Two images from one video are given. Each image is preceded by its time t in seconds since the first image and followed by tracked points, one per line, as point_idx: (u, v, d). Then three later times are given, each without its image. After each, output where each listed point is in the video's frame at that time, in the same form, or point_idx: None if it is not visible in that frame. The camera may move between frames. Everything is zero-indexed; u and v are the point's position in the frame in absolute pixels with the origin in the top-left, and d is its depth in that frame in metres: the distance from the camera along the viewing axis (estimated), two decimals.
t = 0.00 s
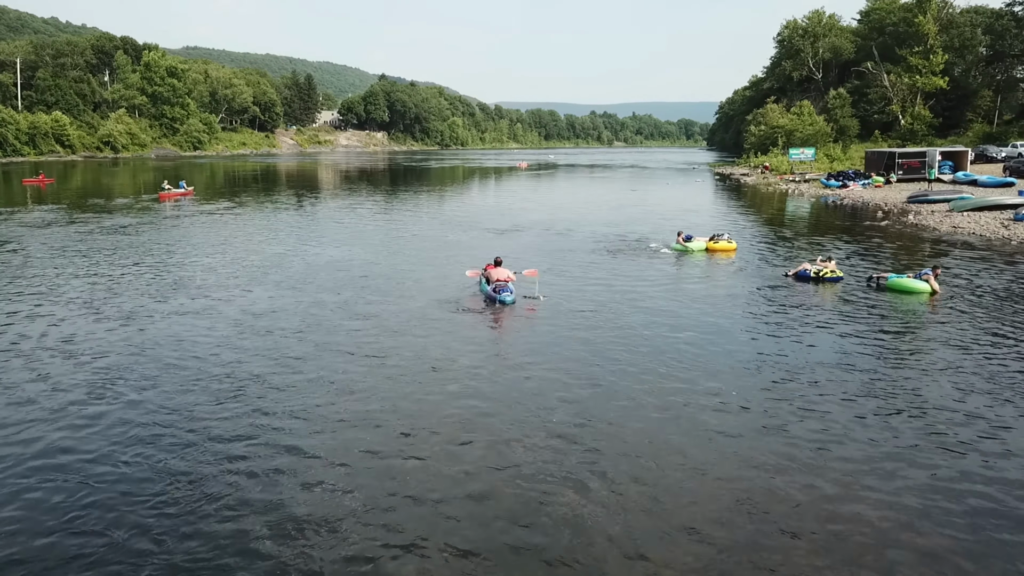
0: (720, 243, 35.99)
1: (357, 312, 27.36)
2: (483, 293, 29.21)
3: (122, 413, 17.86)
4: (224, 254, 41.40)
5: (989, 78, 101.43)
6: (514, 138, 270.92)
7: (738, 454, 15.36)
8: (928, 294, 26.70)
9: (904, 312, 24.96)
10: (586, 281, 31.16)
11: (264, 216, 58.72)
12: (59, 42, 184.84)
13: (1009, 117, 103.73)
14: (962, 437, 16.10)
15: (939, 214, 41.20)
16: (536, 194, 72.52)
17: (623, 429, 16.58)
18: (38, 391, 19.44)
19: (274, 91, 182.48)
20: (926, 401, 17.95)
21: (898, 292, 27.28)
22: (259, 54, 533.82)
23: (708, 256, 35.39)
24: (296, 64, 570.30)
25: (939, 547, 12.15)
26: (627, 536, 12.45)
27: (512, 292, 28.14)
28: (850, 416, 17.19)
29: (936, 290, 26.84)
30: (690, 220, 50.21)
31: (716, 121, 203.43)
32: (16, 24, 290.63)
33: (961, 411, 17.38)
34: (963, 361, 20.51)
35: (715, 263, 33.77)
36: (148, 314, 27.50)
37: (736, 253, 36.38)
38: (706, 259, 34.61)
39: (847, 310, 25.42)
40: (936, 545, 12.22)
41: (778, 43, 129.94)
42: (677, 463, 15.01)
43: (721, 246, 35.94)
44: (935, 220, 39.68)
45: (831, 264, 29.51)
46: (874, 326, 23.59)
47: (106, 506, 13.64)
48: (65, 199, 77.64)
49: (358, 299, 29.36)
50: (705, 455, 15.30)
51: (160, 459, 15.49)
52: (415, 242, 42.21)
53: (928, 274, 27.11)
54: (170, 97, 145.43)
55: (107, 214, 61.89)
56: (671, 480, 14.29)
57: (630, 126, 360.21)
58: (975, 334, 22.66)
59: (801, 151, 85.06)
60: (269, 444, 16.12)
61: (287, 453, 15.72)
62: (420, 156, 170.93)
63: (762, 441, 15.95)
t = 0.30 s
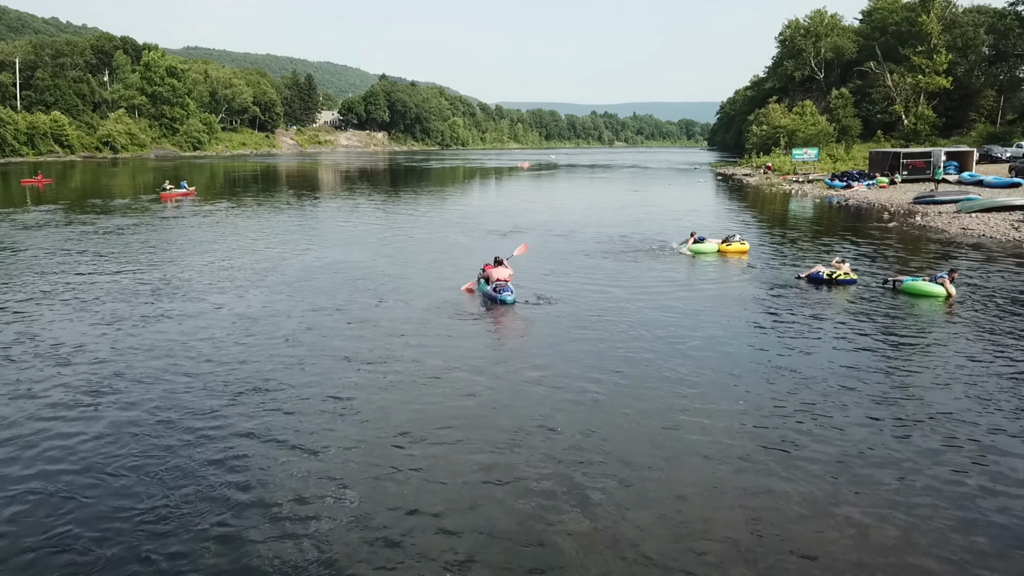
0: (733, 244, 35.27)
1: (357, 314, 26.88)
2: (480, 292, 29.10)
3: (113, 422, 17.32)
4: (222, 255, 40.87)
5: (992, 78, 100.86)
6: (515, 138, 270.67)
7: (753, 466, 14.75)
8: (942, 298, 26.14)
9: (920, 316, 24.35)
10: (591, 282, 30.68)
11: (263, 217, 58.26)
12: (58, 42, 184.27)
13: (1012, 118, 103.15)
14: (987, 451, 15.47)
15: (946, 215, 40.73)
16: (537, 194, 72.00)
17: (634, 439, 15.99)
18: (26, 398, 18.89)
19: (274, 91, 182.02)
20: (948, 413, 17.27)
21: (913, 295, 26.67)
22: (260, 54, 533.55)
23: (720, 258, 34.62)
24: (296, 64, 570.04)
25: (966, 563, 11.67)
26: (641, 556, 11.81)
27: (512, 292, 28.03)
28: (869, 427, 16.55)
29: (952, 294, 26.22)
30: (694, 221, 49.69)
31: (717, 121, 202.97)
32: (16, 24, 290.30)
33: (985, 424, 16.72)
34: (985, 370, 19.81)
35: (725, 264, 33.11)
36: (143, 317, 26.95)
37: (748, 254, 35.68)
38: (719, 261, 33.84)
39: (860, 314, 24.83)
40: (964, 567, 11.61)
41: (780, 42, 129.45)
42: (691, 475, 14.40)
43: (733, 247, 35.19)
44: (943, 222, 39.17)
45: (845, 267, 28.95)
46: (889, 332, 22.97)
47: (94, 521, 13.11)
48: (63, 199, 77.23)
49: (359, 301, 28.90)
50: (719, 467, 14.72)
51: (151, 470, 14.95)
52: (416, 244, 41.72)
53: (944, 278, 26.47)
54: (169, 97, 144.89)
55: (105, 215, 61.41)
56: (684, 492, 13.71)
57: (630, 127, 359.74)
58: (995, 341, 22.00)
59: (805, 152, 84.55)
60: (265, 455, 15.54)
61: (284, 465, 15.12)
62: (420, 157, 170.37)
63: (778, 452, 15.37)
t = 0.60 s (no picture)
0: (743, 246, 34.68)
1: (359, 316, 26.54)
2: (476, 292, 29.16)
3: (108, 428, 16.98)
4: (222, 256, 40.54)
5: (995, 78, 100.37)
6: (515, 138, 270.33)
7: (765, 478, 14.40)
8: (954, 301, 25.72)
9: (931, 320, 23.96)
10: (595, 284, 30.35)
11: (263, 217, 57.95)
12: (58, 41, 183.89)
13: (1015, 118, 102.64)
14: (1004, 462, 15.15)
15: (952, 216, 40.36)
16: (539, 194, 71.60)
17: (642, 449, 15.63)
18: (20, 403, 18.55)
19: (274, 91, 181.65)
20: (962, 424, 16.87)
21: (926, 299, 26.25)
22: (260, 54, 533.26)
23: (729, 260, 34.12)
24: (297, 64, 569.80)
25: None
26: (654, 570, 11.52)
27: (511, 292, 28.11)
28: (881, 436, 16.27)
29: (965, 297, 25.78)
30: (697, 221, 49.33)
31: (718, 121, 202.57)
32: (15, 24, 289.97)
33: (1000, 434, 16.40)
34: (998, 378, 19.41)
35: (733, 266, 32.67)
36: (142, 318, 26.67)
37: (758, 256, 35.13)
38: (727, 263, 33.37)
39: (869, 319, 24.43)
40: None
41: (782, 42, 129.04)
42: (702, 488, 14.04)
43: (743, 249, 34.64)
44: (949, 223, 38.80)
45: (858, 269, 28.55)
46: (899, 337, 22.57)
47: (88, 531, 12.78)
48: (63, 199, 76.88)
49: (360, 302, 28.56)
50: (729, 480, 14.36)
51: (146, 478, 14.62)
52: (417, 245, 41.37)
53: (958, 281, 26.03)
54: (169, 97, 144.40)
55: (104, 215, 61.04)
56: (693, 505, 13.38)
57: (630, 127, 359.33)
58: (1007, 345, 21.67)
59: (807, 152, 84.17)
60: (263, 464, 15.19)
61: (284, 475, 14.78)
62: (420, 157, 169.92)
63: (790, 463, 15.01)
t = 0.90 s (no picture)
0: (756, 247, 34.35)
1: (359, 316, 26.20)
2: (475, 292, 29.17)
3: (107, 430, 16.72)
4: (220, 257, 40.10)
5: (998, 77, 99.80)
6: (516, 138, 269.81)
7: (777, 485, 14.00)
8: (966, 303, 25.29)
9: (943, 323, 23.53)
10: (599, 285, 30.02)
11: (263, 218, 57.55)
12: (56, 40, 183.15)
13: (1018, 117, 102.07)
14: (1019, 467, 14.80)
15: (959, 216, 39.95)
16: (540, 195, 71.22)
17: (650, 454, 15.21)
18: (12, 407, 18.14)
19: (274, 91, 181.25)
20: (976, 428, 16.46)
21: (939, 302, 25.81)
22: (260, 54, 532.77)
23: (744, 261, 33.72)
24: (297, 64, 569.30)
25: None
26: None
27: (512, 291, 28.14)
28: (893, 439, 15.92)
29: (981, 300, 25.30)
30: (700, 222, 48.88)
31: (718, 121, 202.00)
32: (16, 24, 289.65)
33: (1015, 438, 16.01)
34: (1011, 381, 18.99)
35: (746, 268, 32.19)
36: (143, 318, 26.40)
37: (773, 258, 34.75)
38: (742, 264, 32.92)
39: (877, 321, 23.99)
40: None
41: (783, 41, 128.57)
42: (713, 495, 13.64)
43: (757, 250, 34.36)
44: (957, 223, 38.37)
45: (873, 270, 28.12)
46: (908, 339, 22.14)
47: (81, 543, 12.40)
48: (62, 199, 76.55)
49: (361, 303, 28.22)
50: (741, 486, 13.95)
51: (143, 487, 14.23)
52: (418, 246, 41.02)
53: (972, 283, 25.57)
54: (169, 96, 143.88)
55: (104, 216, 60.67)
56: (701, 513, 13.03)
57: (631, 126, 358.90)
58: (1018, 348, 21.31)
59: (810, 152, 83.70)
60: (264, 468, 14.94)
61: (282, 483, 14.37)
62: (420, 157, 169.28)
63: (803, 469, 14.61)
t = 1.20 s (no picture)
0: (768, 249, 33.98)
1: (362, 319, 25.84)
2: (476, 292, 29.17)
3: (106, 437, 16.43)
4: (220, 258, 39.72)
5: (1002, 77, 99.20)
6: (517, 138, 269.32)
7: (793, 501, 13.60)
8: (982, 307, 24.87)
9: (956, 327, 23.18)
10: (605, 286, 29.67)
11: (263, 219, 57.19)
12: (57, 40, 182.87)
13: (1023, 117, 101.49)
14: None
15: (968, 218, 39.54)
16: (543, 195, 70.84)
17: (661, 467, 14.77)
18: (11, 412, 17.83)
19: (275, 91, 180.91)
20: (992, 436, 16.14)
21: (955, 305, 25.34)
22: (261, 54, 532.55)
23: (755, 263, 33.33)
24: (298, 64, 568.92)
25: None
26: None
27: (511, 290, 28.17)
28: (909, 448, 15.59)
29: (998, 304, 24.88)
30: (705, 223, 48.47)
31: (720, 121, 201.55)
32: (17, 24, 289.59)
33: None
34: None
35: (754, 270, 31.79)
36: (143, 321, 26.08)
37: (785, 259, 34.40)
38: (752, 266, 32.58)
39: (888, 326, 23.56)
40: None
41: (785, 41, 128.11)
42: (730, 512, 13.18)
43: (768, 251, 33.96)
44: (965, 225, 37.98)
45: (888, 273, 27.72)
46: (920, 344, 21.71)
47: (74, 561, 11.98)
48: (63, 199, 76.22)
49: (364, 305, 27.85)
50: (760, 502, 13.49)
51: (140, 500, 13.79)
52: (420, 247, 40.64)
53: (988, 287, 25.12)
54: (169, 96, 143.42)
55: (104, 217, 60.30)
56: (715, 527, 12.72)
57: (632, 127, 358.43)
58: None
59: (814, 152, 83.26)
60: (266, 478, 14.63)
61: (284, 496, 13.92)
62: (421, 157, 168.90)
63: (817, 480, 14.30)
